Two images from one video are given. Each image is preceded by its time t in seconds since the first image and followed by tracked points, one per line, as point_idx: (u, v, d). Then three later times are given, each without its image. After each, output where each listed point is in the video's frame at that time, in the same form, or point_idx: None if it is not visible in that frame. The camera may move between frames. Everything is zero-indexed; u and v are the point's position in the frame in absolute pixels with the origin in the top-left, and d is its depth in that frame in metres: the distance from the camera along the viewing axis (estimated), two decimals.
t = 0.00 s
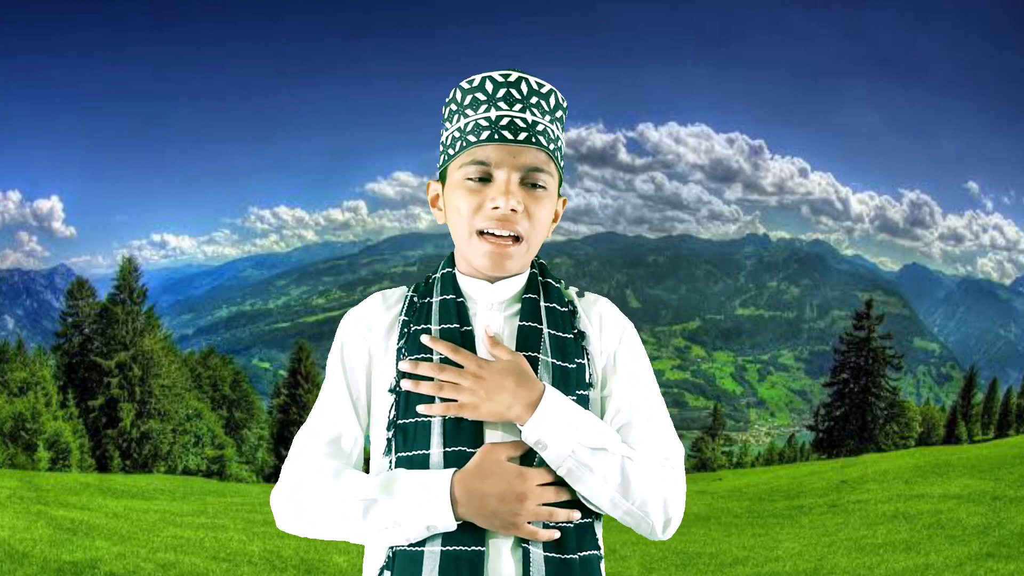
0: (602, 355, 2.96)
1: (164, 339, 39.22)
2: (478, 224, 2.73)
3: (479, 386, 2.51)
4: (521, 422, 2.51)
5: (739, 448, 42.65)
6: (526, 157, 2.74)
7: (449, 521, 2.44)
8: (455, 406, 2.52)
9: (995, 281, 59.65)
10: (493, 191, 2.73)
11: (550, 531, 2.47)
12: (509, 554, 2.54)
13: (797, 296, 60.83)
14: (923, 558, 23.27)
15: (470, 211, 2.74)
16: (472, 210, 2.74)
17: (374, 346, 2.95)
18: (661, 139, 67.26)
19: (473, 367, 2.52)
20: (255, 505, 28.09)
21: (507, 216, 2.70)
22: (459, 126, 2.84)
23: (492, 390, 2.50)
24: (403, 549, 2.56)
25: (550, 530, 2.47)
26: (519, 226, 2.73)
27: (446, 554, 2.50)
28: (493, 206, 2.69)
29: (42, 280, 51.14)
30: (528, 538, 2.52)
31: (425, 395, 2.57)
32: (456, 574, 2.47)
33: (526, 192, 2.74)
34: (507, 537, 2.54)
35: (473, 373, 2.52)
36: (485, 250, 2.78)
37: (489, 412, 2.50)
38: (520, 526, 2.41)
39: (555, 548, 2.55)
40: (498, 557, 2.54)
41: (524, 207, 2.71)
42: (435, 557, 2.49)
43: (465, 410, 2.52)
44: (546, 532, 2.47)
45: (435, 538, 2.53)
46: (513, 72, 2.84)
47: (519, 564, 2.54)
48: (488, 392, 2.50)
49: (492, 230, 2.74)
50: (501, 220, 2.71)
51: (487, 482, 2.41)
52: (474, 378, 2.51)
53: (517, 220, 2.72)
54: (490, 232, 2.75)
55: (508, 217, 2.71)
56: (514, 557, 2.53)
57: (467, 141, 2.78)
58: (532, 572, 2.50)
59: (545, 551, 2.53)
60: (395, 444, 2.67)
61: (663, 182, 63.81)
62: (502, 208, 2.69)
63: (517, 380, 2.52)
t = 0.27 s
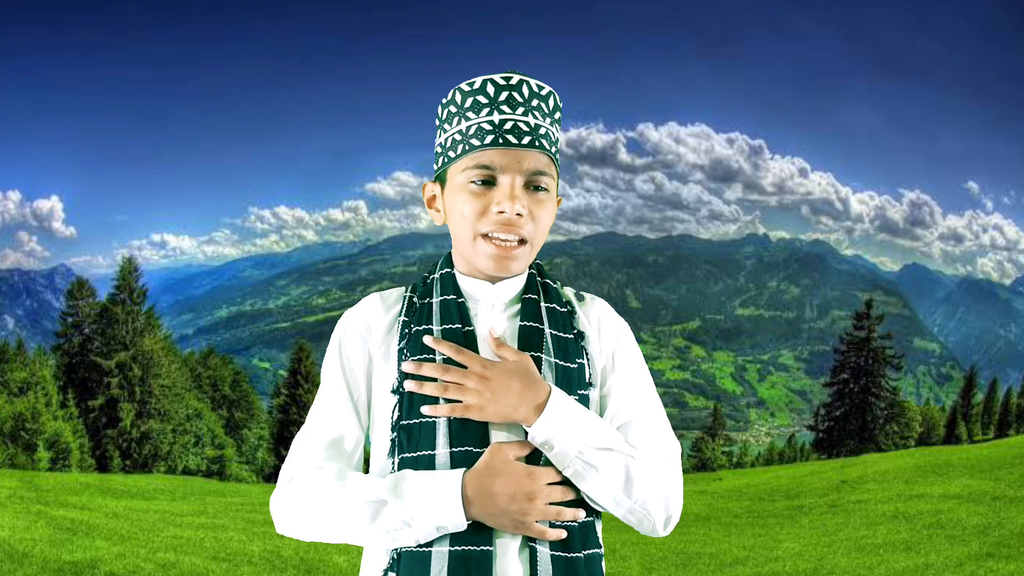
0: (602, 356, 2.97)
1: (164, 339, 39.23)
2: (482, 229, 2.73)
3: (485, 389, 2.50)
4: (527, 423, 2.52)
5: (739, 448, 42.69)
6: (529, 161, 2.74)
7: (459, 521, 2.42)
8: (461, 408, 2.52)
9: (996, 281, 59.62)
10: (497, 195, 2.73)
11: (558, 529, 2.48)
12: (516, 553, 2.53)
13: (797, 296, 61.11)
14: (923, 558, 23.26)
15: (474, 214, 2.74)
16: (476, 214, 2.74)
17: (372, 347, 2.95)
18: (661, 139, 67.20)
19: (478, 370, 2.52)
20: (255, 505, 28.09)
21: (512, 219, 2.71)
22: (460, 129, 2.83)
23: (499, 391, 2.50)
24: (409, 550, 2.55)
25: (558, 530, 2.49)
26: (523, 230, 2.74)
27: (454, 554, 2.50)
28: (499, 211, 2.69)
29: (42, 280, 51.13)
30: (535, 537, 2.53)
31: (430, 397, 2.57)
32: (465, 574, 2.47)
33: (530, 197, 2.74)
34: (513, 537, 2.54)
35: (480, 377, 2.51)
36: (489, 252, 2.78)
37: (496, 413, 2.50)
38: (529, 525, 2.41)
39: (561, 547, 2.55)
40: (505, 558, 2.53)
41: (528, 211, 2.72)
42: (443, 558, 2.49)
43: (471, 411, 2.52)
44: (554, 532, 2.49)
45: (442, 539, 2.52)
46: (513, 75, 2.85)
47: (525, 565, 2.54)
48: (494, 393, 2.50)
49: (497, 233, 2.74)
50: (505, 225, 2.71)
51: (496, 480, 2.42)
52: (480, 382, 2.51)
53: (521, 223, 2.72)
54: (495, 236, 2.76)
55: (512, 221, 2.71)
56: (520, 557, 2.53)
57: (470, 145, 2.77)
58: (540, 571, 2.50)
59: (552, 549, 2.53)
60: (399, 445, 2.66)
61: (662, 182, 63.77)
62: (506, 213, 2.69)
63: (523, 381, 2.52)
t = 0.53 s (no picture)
0: (601, 356, 2.97)
1: (164, 339, 39.22)
2: (474, 233, 2.73)
3: (479, 391, 2.50)
4: (522, 425, 2.52)
5: (739, 448, 42.72)
6: (520, 164, 2.73)
7: (454, 520, 2.44)
8: (457, 409, 2.52)
9: (995, 281, 59.62)
10: (486, 199, 2.73)
11: (556, 529, 2.47)
12: (515, 553, 2.54)
13: (797, 296, 60.83)
14: (923, 558, 23.27)
15: (466, 218, 2.74)
16: (467, 218, 2.74)
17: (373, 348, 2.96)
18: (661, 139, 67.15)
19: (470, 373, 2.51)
20: (255, 505, 28.09)
21: (502, 224, 2.70)
22: (452, 133, 2.86)
23: (494, 393, 2.50)
24: (408, 550, 2.56)
25: (555, 530, 2.47)
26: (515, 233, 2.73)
27: (451, 554, 2.50)
28: (488, 214, 2.68)
29: (42, 280, 51.10)
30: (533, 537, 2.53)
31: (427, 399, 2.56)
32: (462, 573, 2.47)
33: (521, 199, 2.73)
34: (513, 537, 2.55)
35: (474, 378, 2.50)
36: (483, 256, 2.77)
37: (491, 414, 2.50)
38: (525, 523, 2.41)
39: (559, 547, 2.55)
40: (503, 559, 2.53)
41: (517, 213, 2.70)
42: (440, 557, 2.50)
43: (467, 413, 2.51)
44: (551, 531, 2.48)
45: (439, 541, 2.52)
46: (504, 77, 2.86)
47: (523, 565, 2.54)
48: (490, 394, 2.50)
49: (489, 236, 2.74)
50: (496, 229, 2.71)
51: (491, 480, 2.42)
52: (474, 381, 2.50)
53: (512, 227, 2.71)
54: (487, 240, 2.75)
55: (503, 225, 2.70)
56: (518, 556, 2.54)
57: (460, 149, 2.81)
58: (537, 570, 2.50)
59: (550, 549, 2.53)
60: (398, 447, 2.68)
61: (662, 182, 63.71)
62: (497, 217, 2.69)
63: (519, 383, 2.51)
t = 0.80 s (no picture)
0: (599, 350, 2.96)
1: (164, 339, 39.22)
2: (468, 217, 2.77)
3: (470, 390, 2.49)
4: (513, 423, 2.52)
5: (739, 448, 42.75)
6: (512, 148, 2.78)
7: (430, 522, 2.47)
8: (451, 408, 2.52)
9: (995, 281, 59.58)
10: (482, 183, 2.77)
11: (535, 531, 2.46)
12: (505, 552, 2.55)
13: (796, 296, 60.09)
14: (923, 558, 23.26)
15: (460, 205, 2.79)
16: (463, 203, 2.79)
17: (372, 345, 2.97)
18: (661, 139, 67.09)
19: (463, 370, 2.51)
20: (255, 505, 28.10)
21: (496, 206, 2.75)
22: (448, 126, 2.89)
23: (485, 392, 2.49)
24: (399, 546, 2.57)
25: (541, 529, 2.48)
26: (509, 216, 2.77)
27: (439, 552, 2.51)
28: (482, 196, 2.73)
29: (42, 280, 51.08)
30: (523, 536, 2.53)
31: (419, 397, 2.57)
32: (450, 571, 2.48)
33: (515, 183, 2.77)
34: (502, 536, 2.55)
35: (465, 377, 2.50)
36: (478, 241, 2.81)
37: (483, 413, 2.49)
38: (501, 526, 2.40)
39: (548, 545, 2.54)
40: (494, 555, 2.55)
41: (512, 196, 2.75)
42: (430, 553, 2.51)
43: (458, 412, 2.51)
44: (535, 530, 2.47)
45: (428, 538, 2.54)
46: (498, 70, 2.86)
47: (514, 561, 2.56)
48: (480, 393, 2.49)
49: (483, 221, 2.79)
50: (491, 211, 2.75)
51: (477, 481, 2.41)
52: (465, 380, 2.50)
53: (506, 211, 2.76)
54: (481, 224, 2.79)
55: (497, 207, 2.75)
56: (508, 556, 2.55)
57: (456, 138, 2.85)
58: (526, 567, 2.51)
59: (540, 545, 2.53)
60: (392, 442, 2.69)
61: (662, 183, 63.67)
62: (490, 198, 2.74)
63: (510, 382, 2.51)
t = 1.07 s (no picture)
0: (599, 350, 2.96)
1: (164, 339, 39.20)
2: (471, 214, 2.77)
3: (470, 386, 2.50)
4: (512, 421, 2.51)
5: (739, 448, 42.76)
6: (518, 149, 2.78)
7: (424, 518, 2.48)
8: (447, 404, 2.52)
9: (995, 282, 59.50)
10: (487, 183, 2.77)
11: (533, 532, 2.45)
12: (502, 550, 2.56)
13: (797, 296, 60.87)
14: (923, 558, 23.26)
15: (464, 203, 2.78)
16: (467, 202, 2.78)
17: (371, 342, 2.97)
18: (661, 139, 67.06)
19: (463, 364, 2.52)
20: (255, 505, 28.10)
21: (500, 206, 2.74)
22: (455, 124, 2.89)
23: (481, 388, 2.50)
24: (397, 542, 2.58)
25: (537, 528, 2.48)
26: (513, 217, 2.77)
27: (438, 546, 2.51)
28: (485, 197, 2.73)
29: (42, 280, 51.07)
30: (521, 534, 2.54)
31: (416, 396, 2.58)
32: (446, 568, 2.48)
33: (519, 185, 2.77)
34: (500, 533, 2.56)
35: (466, 373, 2.51)
36: (481, 240, 2.81)
37: (479, 410, 2.50)
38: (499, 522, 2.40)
39: (546, 545, 2.55)
40: (492, 553, 2.55)
41: (516, 197, 2.74)
42: (427, 550, 2.52)
43: (456, 409, 2.51)
44: (531, 529, 2.48)
45: (426, 534, 2.55)
46: (507, 68, 2.86)
47: (511, 560, 2.55)
48: (478, 389, 2.50)
49: (487, 220, 2.78)
50: (494, 211, 2.74)
51: (473, 477, 2.42)
52: (465, 375, 2.51)
53: (510, 211, 2.75)
54: (484, 223, 2.78)
55: (501, 208, 2.74)
56: (506, 553, 2.55)
57: (462, 136, 2.84)
58: (523, 567, 2.51)
59: (536, 545, 2.54)
60: (391, 439, 2.69)
61: (662, 183, 63.62)
62: (495, 199, 2.73)
63: (507, 379, 2.51)
